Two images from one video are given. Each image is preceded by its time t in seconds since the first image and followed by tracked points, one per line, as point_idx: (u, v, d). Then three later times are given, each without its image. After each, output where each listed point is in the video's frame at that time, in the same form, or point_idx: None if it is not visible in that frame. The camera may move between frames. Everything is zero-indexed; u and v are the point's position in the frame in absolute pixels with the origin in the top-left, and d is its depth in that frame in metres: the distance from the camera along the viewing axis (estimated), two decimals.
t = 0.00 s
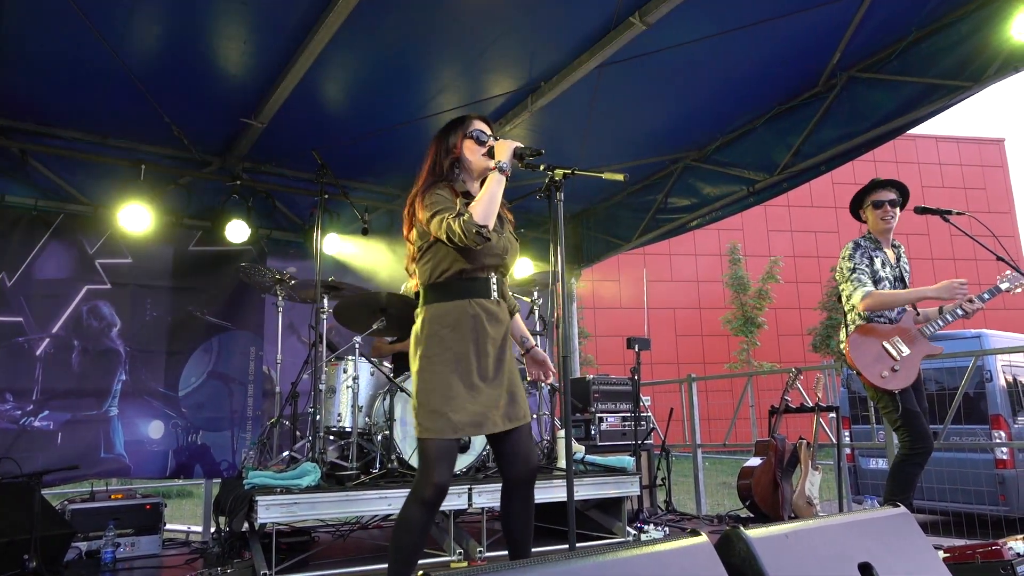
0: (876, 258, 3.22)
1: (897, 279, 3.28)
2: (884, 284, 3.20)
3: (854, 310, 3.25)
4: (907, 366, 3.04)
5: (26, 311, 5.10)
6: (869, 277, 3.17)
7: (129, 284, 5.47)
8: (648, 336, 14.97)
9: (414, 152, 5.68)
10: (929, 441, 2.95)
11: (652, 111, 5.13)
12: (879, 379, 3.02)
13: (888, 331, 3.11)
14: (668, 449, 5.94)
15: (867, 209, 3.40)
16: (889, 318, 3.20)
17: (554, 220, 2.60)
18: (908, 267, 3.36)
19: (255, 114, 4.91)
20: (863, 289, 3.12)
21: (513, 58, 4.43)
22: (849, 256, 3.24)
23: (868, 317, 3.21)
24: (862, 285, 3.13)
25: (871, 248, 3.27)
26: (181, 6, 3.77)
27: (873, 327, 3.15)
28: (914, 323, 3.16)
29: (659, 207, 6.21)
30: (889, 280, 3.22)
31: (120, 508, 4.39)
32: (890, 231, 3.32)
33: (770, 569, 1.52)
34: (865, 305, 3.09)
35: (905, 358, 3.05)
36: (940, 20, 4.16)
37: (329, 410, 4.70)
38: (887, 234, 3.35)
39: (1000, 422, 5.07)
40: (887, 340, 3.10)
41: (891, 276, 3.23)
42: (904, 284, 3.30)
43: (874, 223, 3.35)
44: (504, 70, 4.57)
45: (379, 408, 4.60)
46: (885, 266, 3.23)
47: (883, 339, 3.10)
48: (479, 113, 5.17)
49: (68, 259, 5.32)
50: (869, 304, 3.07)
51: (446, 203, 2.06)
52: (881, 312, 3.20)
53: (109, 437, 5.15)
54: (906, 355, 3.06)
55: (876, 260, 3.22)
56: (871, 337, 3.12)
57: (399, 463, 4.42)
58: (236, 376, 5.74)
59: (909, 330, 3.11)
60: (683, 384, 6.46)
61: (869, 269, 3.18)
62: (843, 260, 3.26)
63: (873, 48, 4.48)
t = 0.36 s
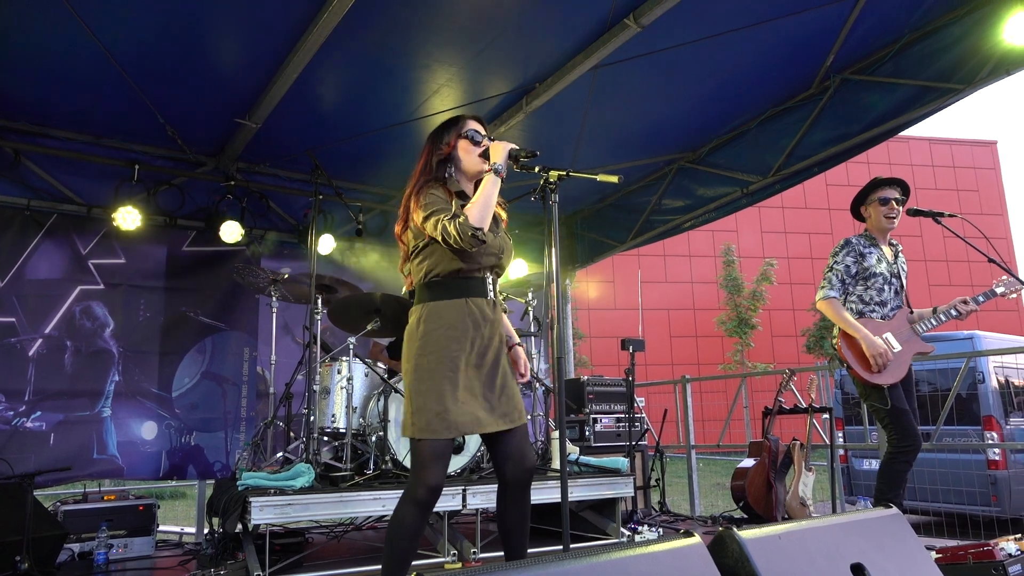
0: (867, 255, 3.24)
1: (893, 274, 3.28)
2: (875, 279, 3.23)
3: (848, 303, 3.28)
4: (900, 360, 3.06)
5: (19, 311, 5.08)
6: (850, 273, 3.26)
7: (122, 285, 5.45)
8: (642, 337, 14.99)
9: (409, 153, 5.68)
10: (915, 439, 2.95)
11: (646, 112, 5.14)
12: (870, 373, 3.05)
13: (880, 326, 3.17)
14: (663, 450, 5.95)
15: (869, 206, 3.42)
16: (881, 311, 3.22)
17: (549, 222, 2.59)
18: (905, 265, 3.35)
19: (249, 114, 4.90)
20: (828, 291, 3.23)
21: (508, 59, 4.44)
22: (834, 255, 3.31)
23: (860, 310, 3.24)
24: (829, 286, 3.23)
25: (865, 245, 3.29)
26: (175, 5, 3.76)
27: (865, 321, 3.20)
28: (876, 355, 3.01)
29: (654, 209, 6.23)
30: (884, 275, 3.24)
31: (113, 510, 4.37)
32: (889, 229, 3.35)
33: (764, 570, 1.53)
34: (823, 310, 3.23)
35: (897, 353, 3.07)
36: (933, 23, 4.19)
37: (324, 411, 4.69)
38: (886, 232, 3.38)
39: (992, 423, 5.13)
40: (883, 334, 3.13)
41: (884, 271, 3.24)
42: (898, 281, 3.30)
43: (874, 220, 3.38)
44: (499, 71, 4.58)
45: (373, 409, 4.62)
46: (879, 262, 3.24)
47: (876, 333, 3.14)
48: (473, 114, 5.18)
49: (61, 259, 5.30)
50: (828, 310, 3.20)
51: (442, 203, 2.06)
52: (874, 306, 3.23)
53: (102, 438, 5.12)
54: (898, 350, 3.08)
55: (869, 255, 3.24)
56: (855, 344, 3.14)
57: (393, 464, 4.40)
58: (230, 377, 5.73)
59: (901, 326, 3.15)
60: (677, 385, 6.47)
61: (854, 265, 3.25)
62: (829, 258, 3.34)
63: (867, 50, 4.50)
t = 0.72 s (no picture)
0: (858, 254, 3.27)
1: (885, 273, 3.29)
2: (867, 277, 3.24)
3: (841, 302, 3.29)
4: (890, 360, 3.09)
5: (11, 311, 5.05)
6: (842, 272, 3.28)
7: (115, 285, 5.43)
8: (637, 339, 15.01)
9: (404, 154, 5.68)
10: (907, 439, 2.96)
11: (641, 114, 5.15)
12: (860, 373, 3.07)
13: (872, 325, 3.18)
14: (656, 451, 5.96)
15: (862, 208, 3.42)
16: (873, 309, 3.22)
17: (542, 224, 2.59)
18: (898, 266, 3.35)
19: (244, 114, 4.90)
20: (823, 290, 3.23)
21: (503, 60, 4.44)
22: (826, 254, 3.35)
23: (853, 309, 3.24)
24: (824, 285, 3.24)
25: (857, 244, 3.32)
26: (170, 5, 3.75)
27: (857, 320, 3.20)
28: (865, 359, 3.04)
29: (648, 210, 6.24)
30: (875, 274, 3.25)
31: (105, 511, 4.35)
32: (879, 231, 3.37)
33: (756, 572, 1.53)
34: (817, 309, 3.24)
35: (888, 352, 3.10)
36: (926, 27, 4.22)
37: (317, 412, 4.66)
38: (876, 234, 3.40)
39: (985, 425, 5.16)
40: (874, 335, 3.14)
41: (876, 270, 3.26)
42: (891, 280, 3.31)
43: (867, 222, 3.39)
44: (494, 73, 4.58)
45: (367, 410, 4.69)
46: (871, 261, 3.25)
47: (867, 333, 3.14)
48: (468, 115, 5.18)
49: (53, 259, 5.27)
50: (822, 310, 3.20)
51: (435, 205, 2.06)
52: (866, 305, 3.23)
53: (94, 439, 5.10)
54: (888, 350, 3.10)
55: (860, 254, 3.27)
56: (841, 344, 3.17)
57: (385, 464, 4.45)
58: (224, 377, 5.72)
59: (892, 325, 3.18)
60: (671, 387, 6.48)
61: (845, 264, 3.28)
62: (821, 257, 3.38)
63: (860, 54, 4.53)
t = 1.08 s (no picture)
0: (848, 255, 3.29)
1: (876, 273, 3.32)
2: (859, 278, 3.26)
3: (835, 305, 3.31)
4: (888, 361, 3.09)
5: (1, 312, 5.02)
6: (835, 274, 3.29)
7: (107, 286, 5.40)
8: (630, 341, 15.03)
9: (398, 155, 5.67)
10: (895, 442, 2.98)
11: (635, 117, 5.15)
12: (859, 375, 3.08)
13: (867, 325, 3.19)
14: (649, 453, 5.97)
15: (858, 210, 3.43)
16: (869, 308, 3.24)
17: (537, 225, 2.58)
18: (888, 264, 3.39)
19: (237, 114, 4.88)
20: (817, 294, 3.26)
21: (497, 62, 4.44)
22: (819, 257, 3.36)
23: (847, 310, 3.26)
24: (819, 289, 3.26)
25: (847, 246, 3.33)
26: (162, 4, 3.73)
27: (853, 321, 3.22)
28: (865, 362, 3.04)
29: (642, 213, 6.26)
30: (867, 275, 3.28)
31: (96, 513, 4.33)
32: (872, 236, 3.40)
33: (749, 573, 1.53)
34: (814, 311, 3.26)
35: (886, 352, 3.11)
36: (919, 31, 4.24)
37: (311, 413, 4.69)
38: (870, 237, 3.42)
39: (976, 428, 5.18)
40: (870, 335, 3.16)
41: (867, 271, 3.28)
42: (881, 279, 3.34)
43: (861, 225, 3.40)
44: (488, 74, 4.57)
45: (360, 412, 4.60)
46: (862, 262, 3.28)
47: (864, 334, 3.16)
48: (462, 116, 5.17)
49: (45, 259, 5.24)
50: (818, 313, 3.23)
51: (433, 207, 2.05)
52: (861, 306, 3.25)
53: (85, 440, 5.08)
54: (886, 349, 3.11)
55: (851, 256, 3.28)
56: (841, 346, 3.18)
57: (380, 467, 4.39)
58: (216, 378, 5.69)
59: (888, 325, 3.19)
60: (664, 389, 6.50)
61: (837, 266, 3.29)
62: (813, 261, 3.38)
63: (853, 57, 4.56)
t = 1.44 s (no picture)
0: (847, 256, 3.29)
1: (873, 274, 3.34)
2: (858, 280, 3.27)
3: (833, 306, 3.31)
4: (887, 363, 3.12)
5: None
6: (833, 275, 3.28)
7: (101, 286, 5.38)
8: (625, 342, 15.05)
9: (393, 155, 5.67)
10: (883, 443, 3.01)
11: (630, 118, 5.16)
12: (859, 376, 3.09)
13: (867, 326, 3.21)
14: (644, 454, 5.97)
15: (852, 210, 3.45)
16: (868, 310, 3.26)
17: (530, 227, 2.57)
18: (884, 265, 3.42)
19: (232, 114, 4.87)
20: (817, 295, 3.24)
21: (493, 63, 4.44)
22: (817, 258, 3.34)
23: (846, 312, 3.27)
24: (817, 290, 3.24)
25: (845, 246, 3.33)
26: (156, 4, 3.72)
27: (852, 323, 3.23)
28: (867, 364, 3.03)
29: (638, 214, 6.28)
30: (866, 276, 3.29)
31: (89, 514, 4.31)
32: (868, 235, 3.42)
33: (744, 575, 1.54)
34: (813, 312, 3.24)
35: (884, 355, 3.13)
36: (913, 34, 4.25)
37: (305, 414, 4.63)
38: (864, 236, 3.43)
39: (969, 429, 5.21)
40: (870, 336, 3.17)
41: (865, 272, 3.30)
42: (879, 280, 3.36)
43: (857, 224, 3.41)
44: (483, 75, 4.57)
45: (355, 413, 4.65)
46: (861, 263, 3.29)
47: (863, 335, 3.17)
48: (458, 117, 5.17)
49: (38, 259, 5.22)
50: (818, 314, 3.22)
51: (424, 206, 2.05)
52: (859, 307, 3.26)
53: (78, 441, 5.05)
54: (885, 351, 3.14)
55: (850, 257, 3.28)
56: (841, 347, 3.17)
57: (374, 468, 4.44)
58: (210, 380, 5.66)
59: (887, 327, 3.21)
60: (659, 391, 6.51)
61: (836, 267, 3.28)
62: (811, 262, 3.37)
63: (848, 59, 4.55)
